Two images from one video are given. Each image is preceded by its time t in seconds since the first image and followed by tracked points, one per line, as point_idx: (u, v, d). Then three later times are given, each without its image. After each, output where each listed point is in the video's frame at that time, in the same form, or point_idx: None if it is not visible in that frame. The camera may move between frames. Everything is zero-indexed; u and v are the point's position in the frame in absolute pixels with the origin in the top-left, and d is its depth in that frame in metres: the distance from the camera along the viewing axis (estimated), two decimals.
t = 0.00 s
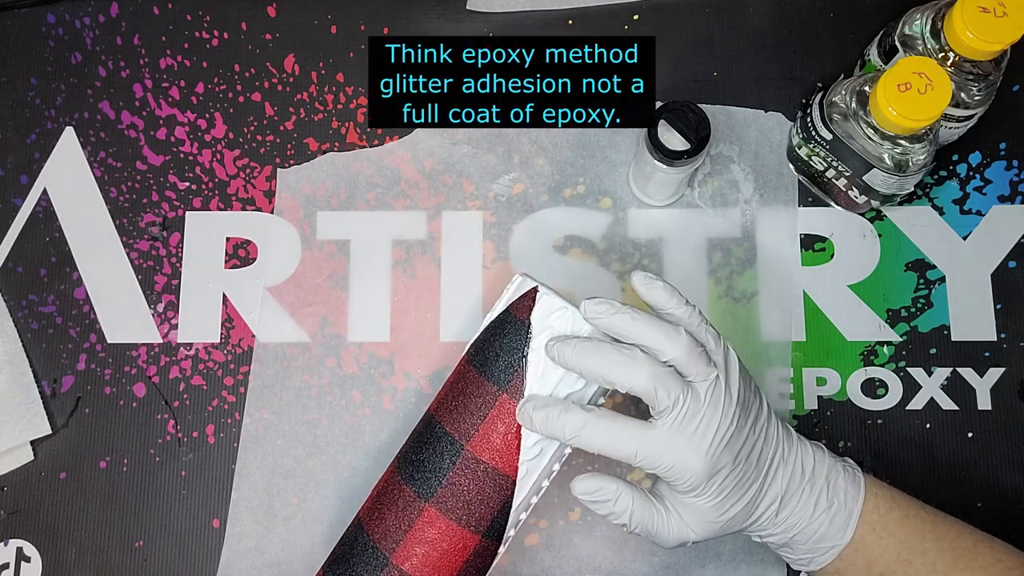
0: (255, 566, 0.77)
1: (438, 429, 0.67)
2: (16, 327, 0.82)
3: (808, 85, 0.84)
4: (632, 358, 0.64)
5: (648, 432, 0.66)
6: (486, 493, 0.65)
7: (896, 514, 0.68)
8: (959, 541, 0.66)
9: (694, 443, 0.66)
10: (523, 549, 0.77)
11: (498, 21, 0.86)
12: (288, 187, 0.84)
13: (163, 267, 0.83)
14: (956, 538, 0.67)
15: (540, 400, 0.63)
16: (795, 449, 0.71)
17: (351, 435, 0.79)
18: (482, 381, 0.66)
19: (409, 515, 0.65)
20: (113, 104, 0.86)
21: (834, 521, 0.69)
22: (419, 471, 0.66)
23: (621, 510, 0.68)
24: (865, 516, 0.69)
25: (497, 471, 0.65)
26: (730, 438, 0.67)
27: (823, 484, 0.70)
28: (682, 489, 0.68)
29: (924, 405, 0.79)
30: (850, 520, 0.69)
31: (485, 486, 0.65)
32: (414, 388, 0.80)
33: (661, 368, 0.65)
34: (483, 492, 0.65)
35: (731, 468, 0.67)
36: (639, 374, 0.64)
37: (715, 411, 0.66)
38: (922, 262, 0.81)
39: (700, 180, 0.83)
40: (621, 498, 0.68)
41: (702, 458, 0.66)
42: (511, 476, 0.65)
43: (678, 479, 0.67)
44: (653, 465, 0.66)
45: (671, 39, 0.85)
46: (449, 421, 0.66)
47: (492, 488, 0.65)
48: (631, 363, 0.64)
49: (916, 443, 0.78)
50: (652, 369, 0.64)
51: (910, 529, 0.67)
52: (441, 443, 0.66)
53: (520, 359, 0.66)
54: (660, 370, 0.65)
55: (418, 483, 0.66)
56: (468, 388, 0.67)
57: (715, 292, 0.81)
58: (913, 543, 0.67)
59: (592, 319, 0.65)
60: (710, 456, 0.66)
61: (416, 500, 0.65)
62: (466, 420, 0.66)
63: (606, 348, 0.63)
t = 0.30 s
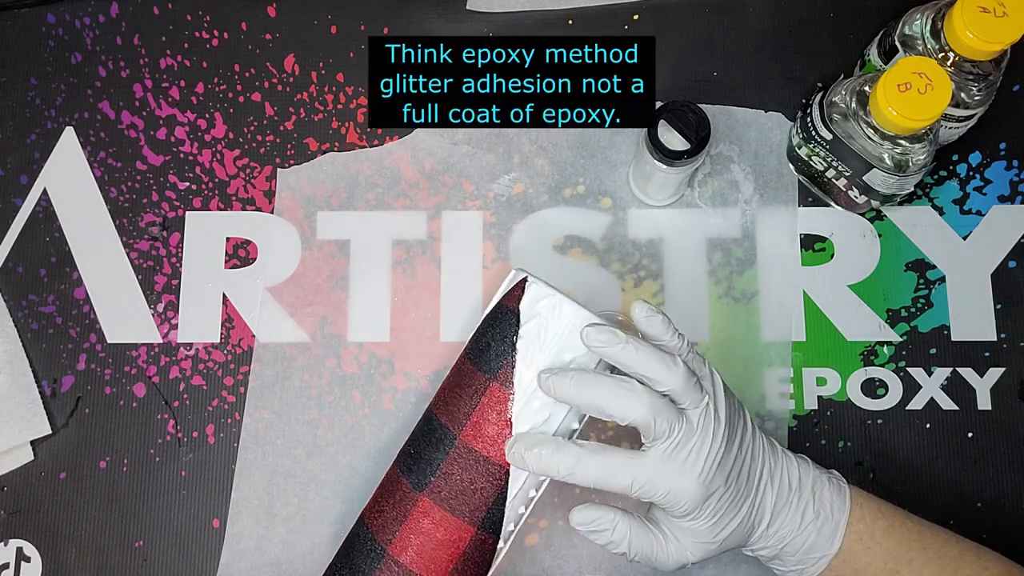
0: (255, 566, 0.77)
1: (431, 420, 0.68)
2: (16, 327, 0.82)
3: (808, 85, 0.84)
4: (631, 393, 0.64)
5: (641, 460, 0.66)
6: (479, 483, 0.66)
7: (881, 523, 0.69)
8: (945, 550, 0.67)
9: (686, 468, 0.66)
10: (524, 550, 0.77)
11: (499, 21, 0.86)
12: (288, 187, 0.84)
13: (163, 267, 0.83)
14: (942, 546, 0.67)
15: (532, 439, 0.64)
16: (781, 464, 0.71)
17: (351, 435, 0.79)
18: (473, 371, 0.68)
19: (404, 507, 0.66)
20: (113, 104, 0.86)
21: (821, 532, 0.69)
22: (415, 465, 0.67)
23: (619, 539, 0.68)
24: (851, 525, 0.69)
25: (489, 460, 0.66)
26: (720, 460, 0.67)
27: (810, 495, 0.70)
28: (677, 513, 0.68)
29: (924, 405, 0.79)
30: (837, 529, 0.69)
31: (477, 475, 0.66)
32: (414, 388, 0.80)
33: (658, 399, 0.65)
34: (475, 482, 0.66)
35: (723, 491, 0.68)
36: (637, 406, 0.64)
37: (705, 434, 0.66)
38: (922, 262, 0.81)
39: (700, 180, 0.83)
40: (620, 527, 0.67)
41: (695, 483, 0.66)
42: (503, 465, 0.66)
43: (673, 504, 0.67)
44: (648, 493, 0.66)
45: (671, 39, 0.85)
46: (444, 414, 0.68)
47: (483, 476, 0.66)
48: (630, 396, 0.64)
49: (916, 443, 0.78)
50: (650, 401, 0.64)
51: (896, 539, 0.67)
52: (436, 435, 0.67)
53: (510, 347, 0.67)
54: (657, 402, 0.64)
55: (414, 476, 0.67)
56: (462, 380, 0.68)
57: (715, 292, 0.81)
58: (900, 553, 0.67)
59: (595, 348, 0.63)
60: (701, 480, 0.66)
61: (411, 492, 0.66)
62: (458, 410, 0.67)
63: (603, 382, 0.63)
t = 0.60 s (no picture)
0: (255, 566, 0.77)
1: (427, 402, 0.72)
2: (16, 327, 0.82)
3: (808, 85, 0.84)
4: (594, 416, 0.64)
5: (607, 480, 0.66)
6: (455, 453, 0.66)
7: (856, 527, 0.69)
8: (920, 551, 0.67)
9: (651, 486, 0.66)
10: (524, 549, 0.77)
11: (499, 21, 0.86)
12: (288, 187, 0.84)
13: (163, 267, 0.83)
14: (918, 546, 0.67)
15: (502, 463, 0.63)
16: (752, 474, 0.71)
17: (351, 435, 0.79)
18: (458, 347, 0.70)
19: (398, 479, 0.69)
20: (113, 104, 0.86)
21: (794, 539, 0.70)
22: (411, 441, 0.70)
23: (590, 557, 0.68)
24: (824, 532, 0.69)
25: (463, 430, 0.66)
26: (686, 476, 0.67)
27: (783, 502, 0.71)
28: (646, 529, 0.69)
29: (924, 405, 0.79)
30: (811, 535, 0.69)
31: (452, 445, 0.66)
32: (414, 388, 0.80)
33: (620, 419, 0.65)
34: (451, 452, 0.66)
35: (690, 506, 0.68)
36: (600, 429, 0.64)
37: (669, 452, 0.67)
38: (922, 262, 0.81)
39: (700, 180, 0.83)
40: (590, 546, 0.68)
41: (661, 500, 0.66)
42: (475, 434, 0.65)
43: (641, 521, 0.67)
44: (616, 511, 0.67)
45: (671, 39, 0.85)
46: (437, 390, 0.71)
47: (465, 448, 0.65)
48: (592, 420, 0.64)
49: (915, 443, 0.78)
50: (611, 422, 0.64)
51: (870, 542, 0.68)
52: (430, 410, 0.70)
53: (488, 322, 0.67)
54: (618, 424, 0.65)
55: (408, 450, 0.70)
56: (453, 357, 0.71)
57: (715, 292, 0.81)
58: (874, 557, 0.67)
59: (558, 374, 0.62)
60: (667, 496, 0.66)
61: (405, 465, 0.69)
62: (445, 384, 0.70)
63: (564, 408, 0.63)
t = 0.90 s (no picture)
0: (255, 566, 0.77)
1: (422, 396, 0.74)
2: (16, 327, 0.82)
3: (808, 85, 0.84)
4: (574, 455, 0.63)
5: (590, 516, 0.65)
6: (439, 438, 0.68)
7: (846, 544, 0.69)
8: (911, 563, 0.67)
9: (635, 521, 0.65)
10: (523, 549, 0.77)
11: (499, 21, 0.86)
12: (288, 187, 0.84)
13: (163, 267, 0.83)
14: (908, 559, 0.67)
15: (487, 497, 0.63)
16: (740, 497, 0.70)
17: (351, 435, 0.79)
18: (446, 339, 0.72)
19: (390, 469, 0.71)
20: (113, 104, 0.86)
21: (783, 560, 0.69)
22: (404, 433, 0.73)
23: None
24: (814, 552, 0.69)
25: (446, 415, 0.68)
26: (672, 510, 0.66)
27: (772, 521, 0.70)
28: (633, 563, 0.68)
29: (924, 405, 0.79)
30: (800, 556, 0.69)
31: (437, 430, 0.68)
32: (413, 388, 0.80)
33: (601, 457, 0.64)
34: (436, 437, 0.68)
35: (676, 541, 0.67)
36: (580, 468, 0.63)
37: (653, 486, 0.66)
38: (922, 262, 0.81)
39: (700, 180, 0.83)
40: None
41: (647, 536, 0.65)
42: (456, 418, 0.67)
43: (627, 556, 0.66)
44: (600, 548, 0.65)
45: (671, 39, 0.85)
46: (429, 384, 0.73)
47: (445, 431, 0.68)
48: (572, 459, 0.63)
49: (915, 443, 0.78)
50: (592, 460, 0.63)
51: (861, 559, 0.67)
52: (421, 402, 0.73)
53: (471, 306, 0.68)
54: (599, 463, 0.64)
55: (401, 441, 0.72)
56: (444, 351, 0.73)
57: (715, 292, 0.81)
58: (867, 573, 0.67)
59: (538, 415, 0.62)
60: (652, 531, 0.65)
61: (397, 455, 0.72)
62: (435, 376, 0.72)
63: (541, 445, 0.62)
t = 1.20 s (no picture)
0: (255, 566, 0.77)
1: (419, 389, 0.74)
2: (16, 327, 0.82)
3: (808, 85, 0.84)
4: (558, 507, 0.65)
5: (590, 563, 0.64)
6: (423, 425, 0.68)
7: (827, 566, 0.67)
8: None
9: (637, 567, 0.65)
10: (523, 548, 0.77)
11: (499, 20, 0.86)
12: (288, 187, 0.84)
13: (163, 267, 0.83)
14: None
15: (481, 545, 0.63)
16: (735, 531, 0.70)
17: (351, 435, 0.79)
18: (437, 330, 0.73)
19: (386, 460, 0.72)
20: (113, 104, 0.86)
21: None
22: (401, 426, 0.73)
23: None
24: None
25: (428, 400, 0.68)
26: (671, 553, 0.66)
27: (756, 549, 0.70)
28: None
29: (924, 405, 0.79)
30: None
31: (421, 416, 0.68)
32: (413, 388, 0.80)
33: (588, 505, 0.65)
34: (421, 423, 0.68)
35: None
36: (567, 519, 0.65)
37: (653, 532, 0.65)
38: (922, 262, 0.81)
39: (700, 180, 0.83)
40: None
41: None
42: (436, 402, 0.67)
43: None
44: None
45: (671, 39, 0.85)
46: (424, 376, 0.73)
47: (427, 418, 0.68)
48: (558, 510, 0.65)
49: (915, 443, 0.78)
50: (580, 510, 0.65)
51: None
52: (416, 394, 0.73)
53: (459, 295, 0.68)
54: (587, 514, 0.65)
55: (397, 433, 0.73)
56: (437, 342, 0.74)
57: (714, 292, 0.81)
58: None
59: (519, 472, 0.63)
60: None
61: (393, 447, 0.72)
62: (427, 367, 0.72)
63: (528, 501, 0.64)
